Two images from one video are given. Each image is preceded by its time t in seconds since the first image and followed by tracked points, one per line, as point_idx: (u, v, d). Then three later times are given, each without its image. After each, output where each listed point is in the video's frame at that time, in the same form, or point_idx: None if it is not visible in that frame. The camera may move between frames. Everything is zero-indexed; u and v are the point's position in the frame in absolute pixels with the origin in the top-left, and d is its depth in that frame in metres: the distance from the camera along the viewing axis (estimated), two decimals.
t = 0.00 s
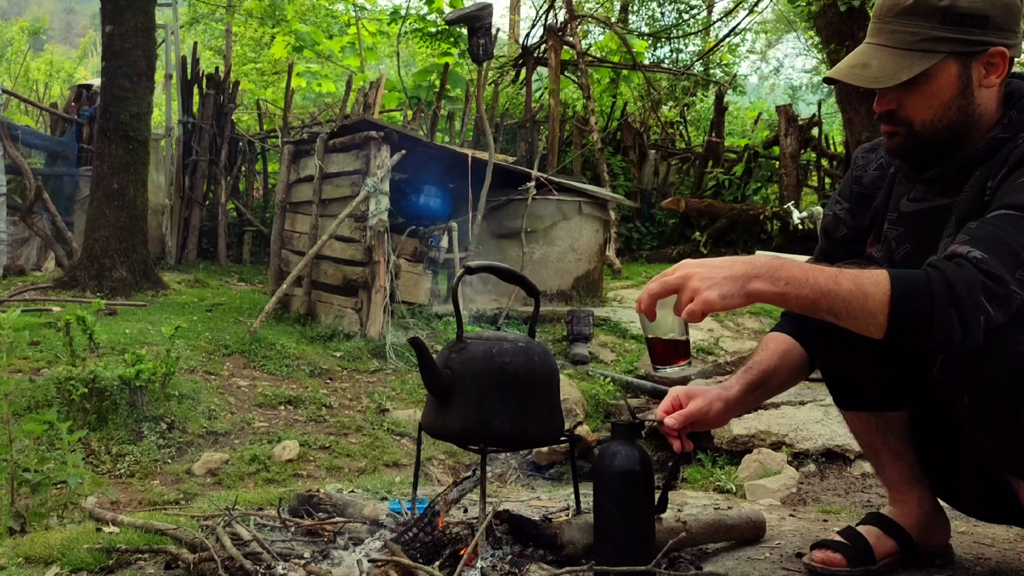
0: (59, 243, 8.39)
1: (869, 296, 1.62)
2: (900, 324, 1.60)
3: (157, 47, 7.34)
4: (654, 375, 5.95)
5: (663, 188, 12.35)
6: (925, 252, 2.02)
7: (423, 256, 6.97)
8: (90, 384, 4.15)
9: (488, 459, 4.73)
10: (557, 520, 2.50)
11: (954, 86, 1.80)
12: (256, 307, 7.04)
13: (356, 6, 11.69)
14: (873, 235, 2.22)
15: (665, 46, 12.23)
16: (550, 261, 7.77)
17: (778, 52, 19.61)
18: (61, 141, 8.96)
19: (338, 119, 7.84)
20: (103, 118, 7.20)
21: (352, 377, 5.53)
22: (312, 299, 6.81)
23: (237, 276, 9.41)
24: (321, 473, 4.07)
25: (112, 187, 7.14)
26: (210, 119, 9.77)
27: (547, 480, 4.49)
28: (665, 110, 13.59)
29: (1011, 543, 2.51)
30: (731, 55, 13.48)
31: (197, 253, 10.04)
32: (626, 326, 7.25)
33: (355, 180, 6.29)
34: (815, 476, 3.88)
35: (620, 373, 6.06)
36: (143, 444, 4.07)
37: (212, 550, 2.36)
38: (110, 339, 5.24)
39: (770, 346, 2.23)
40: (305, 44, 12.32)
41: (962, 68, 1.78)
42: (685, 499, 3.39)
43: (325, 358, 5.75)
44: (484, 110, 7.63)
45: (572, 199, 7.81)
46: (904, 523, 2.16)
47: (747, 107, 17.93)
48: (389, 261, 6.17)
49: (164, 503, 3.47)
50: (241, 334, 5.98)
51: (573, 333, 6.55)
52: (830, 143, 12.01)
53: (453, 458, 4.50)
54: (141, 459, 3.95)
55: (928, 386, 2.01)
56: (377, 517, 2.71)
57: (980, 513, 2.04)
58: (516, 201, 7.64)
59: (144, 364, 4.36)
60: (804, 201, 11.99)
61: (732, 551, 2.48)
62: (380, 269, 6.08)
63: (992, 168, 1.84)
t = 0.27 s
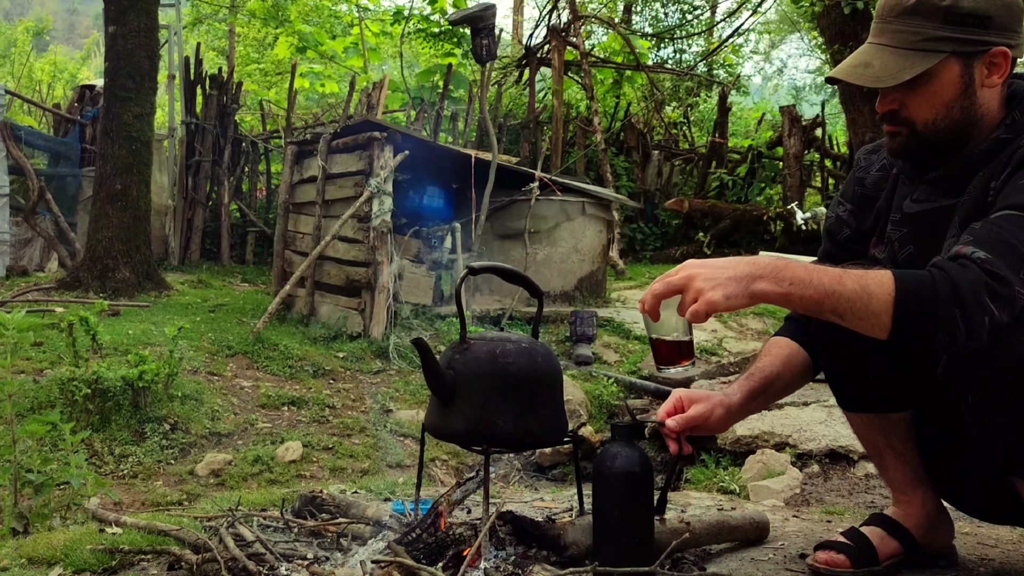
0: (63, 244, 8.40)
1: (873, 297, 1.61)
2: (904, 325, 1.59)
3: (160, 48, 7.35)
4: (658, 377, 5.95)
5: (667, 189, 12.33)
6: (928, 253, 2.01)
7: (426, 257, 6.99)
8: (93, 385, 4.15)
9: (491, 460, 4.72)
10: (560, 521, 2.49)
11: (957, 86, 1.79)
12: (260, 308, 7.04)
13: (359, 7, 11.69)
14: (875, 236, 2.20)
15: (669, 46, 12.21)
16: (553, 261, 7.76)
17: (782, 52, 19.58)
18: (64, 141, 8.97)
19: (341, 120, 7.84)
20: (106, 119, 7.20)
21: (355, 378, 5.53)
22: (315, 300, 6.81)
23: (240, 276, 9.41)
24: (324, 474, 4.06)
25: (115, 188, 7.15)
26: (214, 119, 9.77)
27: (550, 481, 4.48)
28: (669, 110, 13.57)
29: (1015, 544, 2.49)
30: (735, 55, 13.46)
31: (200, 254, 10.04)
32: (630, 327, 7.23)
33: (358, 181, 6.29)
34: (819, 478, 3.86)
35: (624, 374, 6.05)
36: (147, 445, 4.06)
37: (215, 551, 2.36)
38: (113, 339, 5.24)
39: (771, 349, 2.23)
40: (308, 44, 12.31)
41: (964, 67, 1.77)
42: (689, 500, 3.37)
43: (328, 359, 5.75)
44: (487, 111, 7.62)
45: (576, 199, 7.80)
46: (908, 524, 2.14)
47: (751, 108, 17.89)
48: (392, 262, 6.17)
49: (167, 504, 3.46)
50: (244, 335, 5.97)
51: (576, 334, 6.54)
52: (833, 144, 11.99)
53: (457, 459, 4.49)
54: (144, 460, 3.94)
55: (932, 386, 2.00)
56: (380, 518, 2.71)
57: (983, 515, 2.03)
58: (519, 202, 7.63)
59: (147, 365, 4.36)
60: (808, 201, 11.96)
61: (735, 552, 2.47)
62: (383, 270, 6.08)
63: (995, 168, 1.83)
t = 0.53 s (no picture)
0: (66, 244, 8.41)
1: (876, 299, 1.59)
2: (906, 326, 1.58)
3: (163, 48, 7.35)
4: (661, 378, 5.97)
5: (671, 190, 12.31)
6: (930, 254, 2.00)
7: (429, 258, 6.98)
8: (96, 386, 4.15)
9: (494, 461, 4.71)
10: (563, 522, 2.49)
11: (956, 87, 1.78)
12: (263, 309, 7.04)
13: (362, 7, 11.67)
14: (878, 236, 2.19)
15: (672, 47, 12.18)
16: (556, 262, 7.75)
17: (786, 53, 19.54)
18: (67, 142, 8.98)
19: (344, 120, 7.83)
20: (109, 119, 7.21)
21: (358, 378, 5.53)
22: (318, 301, 6.81)
23: (243, 277, 9.42)
24: (327, 475, 4.06)
25: (118, 188, 7.15)
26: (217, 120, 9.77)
27: (553, 482, 4.47)
28: (672, 111, 13.55)
29: (1020, 545, 2.48)
30: (739, 56, 13.43)
31: (203, 254, 10.05)
32: (633, 327, 7.22)
33: (362, 182, 6.28)
34: (822, 479, 3.85)
35: (627, 375, 6.03)
36: (150, 446, 4.06)
37: (218, 552, 2.36)
38: (116, 340, 5.24)
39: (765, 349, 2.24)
40: (312, 45, 12.30)
41: (964, 68, 1.76)
42: (692, 501, 3.36)
43: (332, 360, 5.75)
44: (490, 112, 7.61)
45: (579, 200, 7.78)
46: (912, 525, 2.13)
47: (755, 108, 17.86)
48: (396, 262, 6.16)
49: (170, 505, 3.46)
50: (248, 335, 5.97)
51: (580, 334, 6.53)
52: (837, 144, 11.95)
53: (460, 459, 4.48)
54: (147, 461, 3.94)
55: (934, 387, 1.99)
56: (383, 518, 2.70)
57: (987, 514, 2.02)
58: (523, 202, 7.61)
59: (150, 366, 4.36)
60: (812, 202, 11.93)
61: (739, 553, 2.46)
62: (386, 271, 6.07)
63: (996, 169, 1.81)
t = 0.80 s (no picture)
0: (69, 245, 8.42)
1: (877, 298, 1.59)
2: (907, 326, 1.57)
3: (166, 49, 7.36)
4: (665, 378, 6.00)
5: (674, 190, 12.29)
6: (934, 255, 1.98)
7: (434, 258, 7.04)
8: (99, 387, 4.15)
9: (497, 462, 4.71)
10: (567, 523, 2.48)
11: (961, 87, 1.76)
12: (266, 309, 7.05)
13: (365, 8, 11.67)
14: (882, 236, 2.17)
15: (676, 47, 12.16)
16: (560, 263, 7.75)
17: (789, 53, 19.50)
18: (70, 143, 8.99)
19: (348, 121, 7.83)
20: (112, 120, 7.21)
21: (362, 379, 5.53)
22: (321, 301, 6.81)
23: (246, 278, 9.42)
24: (330, 475, 4.06)
25: (121, 189, 7.15)
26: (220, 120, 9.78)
27: (556, 482, 4.47)
28: (676, 111, 13.53)
29: None
30: (742, 56, 13.41)
31: (206, 255, 10.06)
32: (637, 328, 7.21)
33: (365, 182, 6.28)
34: (826, 479, 3.83)
35: (631, 375, 6.05)
36: (153, 446, 4.06)
37: (221, 553, 2.36)
38: (119, 341, 5.25)
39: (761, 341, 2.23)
40: (315, 45, 12.31)
41: (969, 68, 1.75)
42: (696, 502, 3.36)
43: (335, 361, 5.74)
44: (494, 112, 7.59)
45: (583, 200, 7.77)
46: (915, 526, 2.12)
47: (758, 108, 17.83)
48: (399, 263, 6.16)
49: (173, 506, 3.46)
50: (251, 336, 5.97)
51: (583, 335, 6.51)
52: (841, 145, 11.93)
53: (463, 460, 4.47)
54: (150, 462, 3.94)
55: (937, 388, 1.98)
56: (387, 519, 2.70)
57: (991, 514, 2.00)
58: (526, 203, 7.60)
59: (153, 366, 4.36)
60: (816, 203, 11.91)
61: (743, 554, 2.45)
62: (390, 271, 6.07)
63: (1001, 169, 1.80)
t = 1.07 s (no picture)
0: (72, 246, 8.42)
1: (881, 299, 1.57)
2: (910, 326, 1.56)
3: (169, 49, 7.36)
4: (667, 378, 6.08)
5: (677, 191, 12.27)
6: (937, 255, 1.97)
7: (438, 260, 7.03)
8: (102, 388, 4.15)
9: (500, 463, 4.70)
10: (571, 524, 2.46)
11: (962, 87, 1.75)
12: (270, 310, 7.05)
13: (368, 8, 11.67)
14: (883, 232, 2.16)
15: (679, 48, 12.14)
16: (563, 263, 7.74)
17: (793, 53, 19.46)
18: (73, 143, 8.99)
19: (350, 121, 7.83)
20: (114, 120, 7.22)
21: (365, 380, 5.52)
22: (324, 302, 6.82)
23: (250, 278, 9.42)
24: (334, 476, 4.05)
25: (124, 190, 7.15)
26: (223, 120, 9.78)
27: (560, 483, 4.46)
28: (679, 111, 13.52)
29: None
30: (746, 57, 13.40)
31: (209, 256, 10.06)
32: (640, 329, 7.21)
33: (368, 183, 6.28)
34: (830, 480, 3.81)
35: (634, 377, 6.05)
36: (156, 447, 4.06)
37: (225, 554, 2.36)
38: (122, 341, 5.25)
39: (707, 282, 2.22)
40: (318, 46, 12.30)
41: (970, 69, 1.74)
42: (699, 502, 3.34)
43: (338, 361, 5.74)
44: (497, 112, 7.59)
45: (587, 201, 7.76)
46: (919, 527, 2.10)
47: (762, 109, 17.81)
48: (402, 264, 6.15)
49: (176, 507, 3.45)
50: (254, 337, 5.97)
51: (587, 336, 6.48)
52: (844, 145, 11.90)
53: (467, 461, 4.46)
54: (153, 463, 3.94)
55: (940, 389, 1.96)
56: (390, 520, 2.69)
57: (994, 516, 1.99)
58: (529, 204, 7.58)
59: (156, 367, 4.36)
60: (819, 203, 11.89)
61: (746, 555, 2.43)
62: (393, 272, 6.07)
63: (1003, 169, 1.78)
